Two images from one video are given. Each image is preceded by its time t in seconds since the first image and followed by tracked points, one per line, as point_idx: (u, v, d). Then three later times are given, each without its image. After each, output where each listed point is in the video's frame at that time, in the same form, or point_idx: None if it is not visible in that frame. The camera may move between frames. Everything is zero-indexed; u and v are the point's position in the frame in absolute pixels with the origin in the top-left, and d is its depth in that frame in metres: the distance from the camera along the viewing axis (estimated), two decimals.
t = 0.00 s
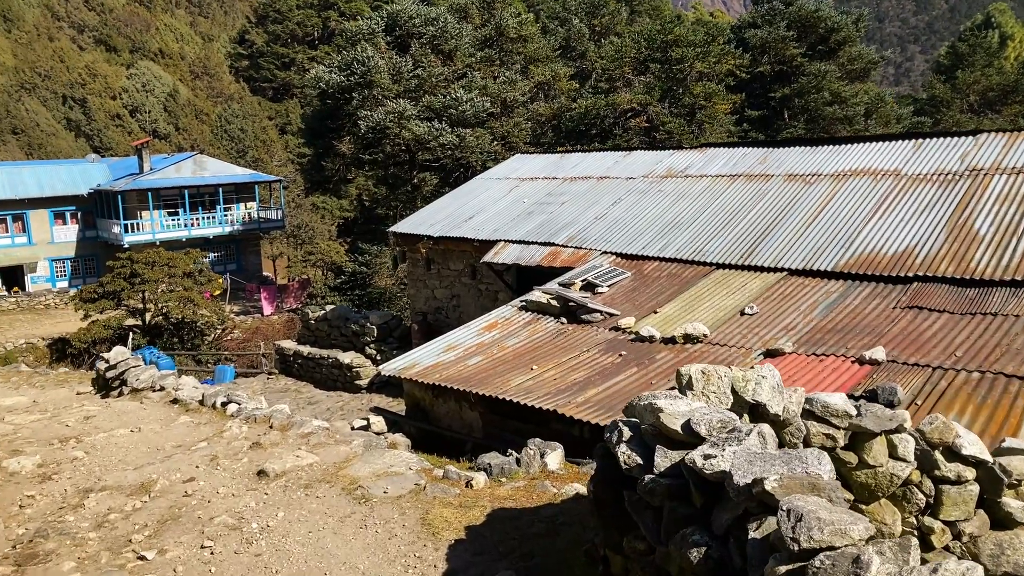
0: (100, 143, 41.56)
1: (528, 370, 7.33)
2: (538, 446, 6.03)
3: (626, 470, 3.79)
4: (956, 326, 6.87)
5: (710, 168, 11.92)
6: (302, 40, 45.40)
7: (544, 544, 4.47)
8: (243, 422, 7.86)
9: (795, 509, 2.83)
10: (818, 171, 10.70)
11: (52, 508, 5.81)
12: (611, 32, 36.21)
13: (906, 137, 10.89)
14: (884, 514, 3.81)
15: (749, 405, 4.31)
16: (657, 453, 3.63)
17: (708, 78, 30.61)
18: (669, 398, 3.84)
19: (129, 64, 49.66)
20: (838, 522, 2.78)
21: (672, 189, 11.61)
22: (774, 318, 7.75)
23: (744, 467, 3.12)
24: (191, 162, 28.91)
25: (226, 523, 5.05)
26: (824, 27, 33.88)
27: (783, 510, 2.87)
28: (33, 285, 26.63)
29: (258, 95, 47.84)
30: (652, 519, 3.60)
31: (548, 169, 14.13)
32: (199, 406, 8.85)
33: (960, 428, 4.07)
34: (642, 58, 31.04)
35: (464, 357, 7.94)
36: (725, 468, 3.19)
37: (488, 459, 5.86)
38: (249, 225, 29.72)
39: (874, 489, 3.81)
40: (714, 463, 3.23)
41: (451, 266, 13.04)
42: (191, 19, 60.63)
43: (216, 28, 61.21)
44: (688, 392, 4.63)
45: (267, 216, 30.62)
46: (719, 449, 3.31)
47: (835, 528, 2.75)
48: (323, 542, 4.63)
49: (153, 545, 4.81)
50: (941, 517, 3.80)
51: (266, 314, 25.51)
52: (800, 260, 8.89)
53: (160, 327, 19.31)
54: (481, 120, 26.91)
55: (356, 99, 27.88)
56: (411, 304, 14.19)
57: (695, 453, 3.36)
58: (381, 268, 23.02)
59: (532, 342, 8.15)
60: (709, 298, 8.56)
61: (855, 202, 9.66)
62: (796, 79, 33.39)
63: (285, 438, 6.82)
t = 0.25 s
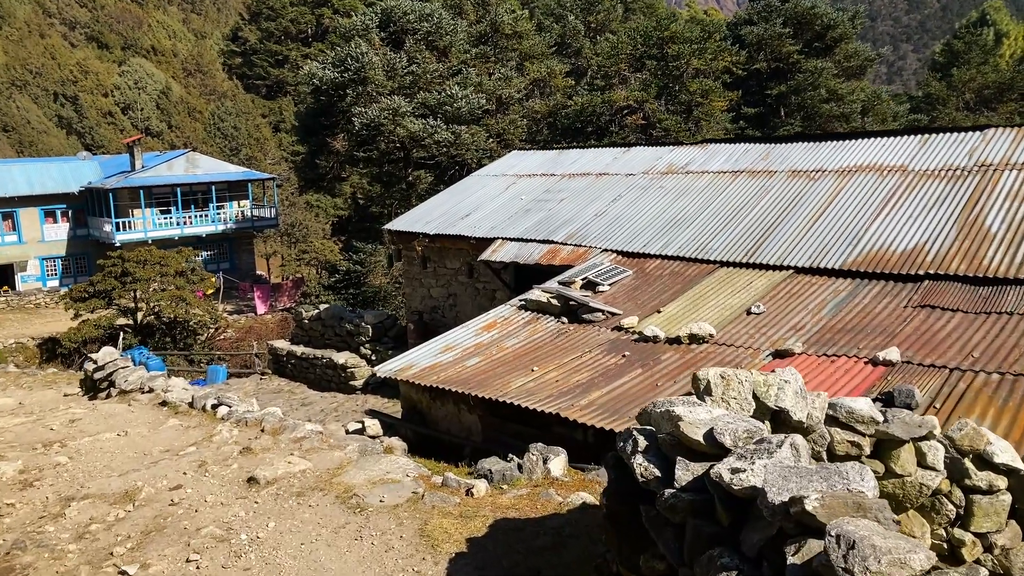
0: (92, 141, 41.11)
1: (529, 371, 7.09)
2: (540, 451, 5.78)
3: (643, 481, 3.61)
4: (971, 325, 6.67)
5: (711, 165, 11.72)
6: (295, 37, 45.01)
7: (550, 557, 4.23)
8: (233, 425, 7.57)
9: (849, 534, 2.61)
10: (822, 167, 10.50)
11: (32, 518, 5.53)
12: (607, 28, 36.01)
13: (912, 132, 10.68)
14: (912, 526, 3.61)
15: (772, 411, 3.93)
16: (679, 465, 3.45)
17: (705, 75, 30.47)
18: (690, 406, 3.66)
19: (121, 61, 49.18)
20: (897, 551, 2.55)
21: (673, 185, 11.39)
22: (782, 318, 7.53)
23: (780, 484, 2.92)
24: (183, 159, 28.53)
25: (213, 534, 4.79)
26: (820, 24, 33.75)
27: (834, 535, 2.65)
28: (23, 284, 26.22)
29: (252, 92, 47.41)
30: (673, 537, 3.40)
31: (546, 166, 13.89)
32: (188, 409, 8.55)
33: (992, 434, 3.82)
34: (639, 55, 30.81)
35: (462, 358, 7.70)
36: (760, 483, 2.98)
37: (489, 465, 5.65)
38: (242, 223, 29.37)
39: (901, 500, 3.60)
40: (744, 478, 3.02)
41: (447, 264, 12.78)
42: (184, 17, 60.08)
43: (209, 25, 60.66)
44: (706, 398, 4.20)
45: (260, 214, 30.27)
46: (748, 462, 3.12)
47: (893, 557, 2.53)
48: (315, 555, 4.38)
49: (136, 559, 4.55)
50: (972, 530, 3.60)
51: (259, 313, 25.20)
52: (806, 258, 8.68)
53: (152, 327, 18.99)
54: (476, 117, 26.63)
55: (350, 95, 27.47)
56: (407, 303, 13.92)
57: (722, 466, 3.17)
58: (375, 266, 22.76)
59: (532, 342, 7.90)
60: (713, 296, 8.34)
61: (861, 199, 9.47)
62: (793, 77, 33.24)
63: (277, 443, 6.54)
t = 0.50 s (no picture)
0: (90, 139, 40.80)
1: (537, 374, 6.81)
2: (551, 459, 5.51)
3: (675, 500, 3.39)
4: (999, 326, 6.39)
5: (721, 161, 11.45)
6: (294, 35, 44.72)
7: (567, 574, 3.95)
8: (230, 429, 7.28)
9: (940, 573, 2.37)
10: (836, 163, 10.22)
11: (16, 528, 5.24)
12: (608, 26, 35.76)
13: (928, 128, 10.41)
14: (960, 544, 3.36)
15: (812, 420, 3.56)
16: (718, 483, 3.21)
17: (708, 72, 30.16)
18: (727, 416, 3.39)
19: (119, 59, 48.84)
20: None
21: (681, 182, 11.11)
22: (799, 318, 7.26)
23: (842, 509, 2.70)
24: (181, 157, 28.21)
25: (207, 548, 4.51)
26: (824, 21, 33.54)
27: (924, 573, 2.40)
28: (20, 283, 25.91)
29: (250, 91, 47.08)
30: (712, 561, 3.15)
31: (550, 162, 13.61)
32: (183, 411, 8.25)
33: None
34: (641, 52, 30.53)
35: (467, 360, 7.42)
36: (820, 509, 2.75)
37: (499, 474, 5.39)
38: (240, 222, 29.06)
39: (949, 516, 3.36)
40: (796, 502, 2.80)
41: (449, 263, 12.50)
42: (183, 15, 59.67)
43: (208, 23, 60.23)
44: (740, 407, 3.71)
45: (259, 213, 29.97)
46: (800, 482, 2.88)
47: None
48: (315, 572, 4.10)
49: None
50: None
51: (258, 312, 24.92)
52: (822, 256, 8.40)
53: (149, 326, 18.68)
54: (477, 114, 26.35)
55: (349, 93, 27.02)
56: (408, 302, 13.63)
57: (771, 485, 2.92)
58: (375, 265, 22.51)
59: (539, 343, 7.61)
60: (727, 296, 8.06)
61: (877, 195, 9.20)
62: (796, 74, 33.01)
63: (274, 449, 6.25)
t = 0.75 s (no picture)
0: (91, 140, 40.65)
1: (547, 381, 6.55)
2: (565, 472, 5.26)
3: (715, 529, 3.20)
4: None
5: (732, 161, 11.20)
6: (296, 36, 44.53)
7: None
8: (229, 438, 7.03)
9: None
10: (851, 163, 9.97)
11: (3, 545, 4.99)
12: (611, 26, 35.54)
13: (946, 126, 10.14)
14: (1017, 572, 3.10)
15: (859, 439, 3.28)
16: (766, 514, 2.97)
17: (713, 72, 29.93)
18: (769, 437, 3.18)
19: (120, 61, 48.67)
20: None
21: (692, 182, 10.86)
22: (819, 324, 6.99)
23: (921, 553, 2.40)
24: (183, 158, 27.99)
25: (201, 570, 4.26)
26: (830, 20, 33.29)
27: None
28: (21, 285, 25.71)
29: (252, 92, 46.88)
30: None
31: (556, 163, 13.36)
32: (182, 418, 8.00)
33: None
34: (645, 51, 30.29)
35: (475, 366, 7.16)
36: (892, 550, 2.47)
37: (511, 488, 5.15)
38: (242, 223, 28.82)
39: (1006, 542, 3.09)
40: (862, 542, 2.52)
41: (453, 266, 12.25)
42: (185, 15, 59.42)
43: (209, 24, 59.94)
44: (782, 425, 3.39)
45: (261, 214, 29.74)
46: (865, 518, 2.61)
47: None
48: None
49: None
50: None
51: (259, 314, 24.68)
52: (840, 258, 8.14)
53: (150, 328, 18.43)
54: (480, 114, 26.11)
55: (352, 93, 26.82)
56: (412, 305, 13.37)
57: (832, 521, 2.65)
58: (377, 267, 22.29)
59: (549, 349, 7.36)
60: (743, 300, 7.80)
61: (895, 196, 8.94)
62: (801, 74, 32.76)
63: (274, 460, 6.00)
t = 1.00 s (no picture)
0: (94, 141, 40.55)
1: (558, 387, 6.34)
2: (580, 484, 5.06)
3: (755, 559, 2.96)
4: None
5: (743, 161, 11.00)
6: (298, 37, 44.41)
7: None
8: (230, 446, 6.81)
9: None
10: (866, 164, 9.75)
11: None
12: (615, 26, 35.37)
13: (963, 126, 9.91)
14: None
15: (907, 458, 3.09)
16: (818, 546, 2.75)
17: (718, 72, 29.83)
18: (815, 458, 3.02)
19: (123, 62, 48.57)
20: None
21: (702, 183, 10.66)
22: (838, 328, 6.78)
23: None
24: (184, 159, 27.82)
25: None
26: (835, 20, 33.07)
27: None
28: (22, 286, 25.55)
29: (255, 93, 46.72)
30: None
31: (563, 163, 13.16)
32: (181, 425, 7.79)
33: None
34: (650, 51, 30.13)
35: (483, 372, 6.95)
36: None
37: (524, 501, 4.94)
38: (244, 224, 28.63)
39: None
40: None
41: (458, 267, 12.04)
42: (187, 16, 59.29)
43: (212, 25, 59.82)
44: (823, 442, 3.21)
45: (263, 215, 29.55)
46: (937, 555, 2.41)
47: None
48: None
49: None
50: None
51: (261, 316, 24.48)
52: (857, 261, 7.94)
53: (151, 330, 18.24)
54: (483, 115, 25.92)
55: (354, 93, 26.52)
56: (416, 307, 13.15)
57: (900, 558, 2.44)
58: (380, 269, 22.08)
59: (559, 354, 7.14)
60: (758, 304, 7.59)
61: (913, 196, 8.72)
62: (807, 75, 32.54)
63: (276, 470, 5.79)
